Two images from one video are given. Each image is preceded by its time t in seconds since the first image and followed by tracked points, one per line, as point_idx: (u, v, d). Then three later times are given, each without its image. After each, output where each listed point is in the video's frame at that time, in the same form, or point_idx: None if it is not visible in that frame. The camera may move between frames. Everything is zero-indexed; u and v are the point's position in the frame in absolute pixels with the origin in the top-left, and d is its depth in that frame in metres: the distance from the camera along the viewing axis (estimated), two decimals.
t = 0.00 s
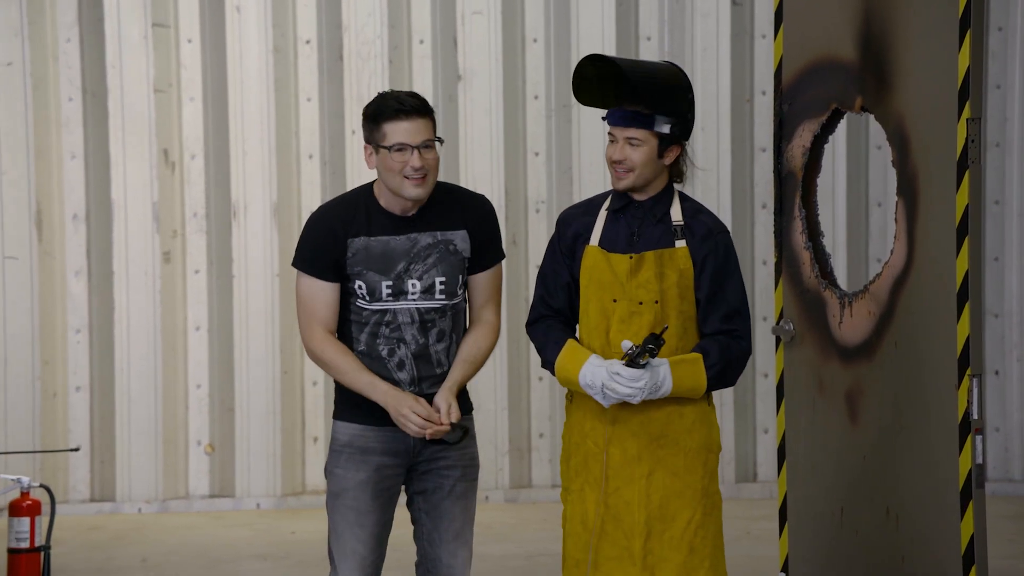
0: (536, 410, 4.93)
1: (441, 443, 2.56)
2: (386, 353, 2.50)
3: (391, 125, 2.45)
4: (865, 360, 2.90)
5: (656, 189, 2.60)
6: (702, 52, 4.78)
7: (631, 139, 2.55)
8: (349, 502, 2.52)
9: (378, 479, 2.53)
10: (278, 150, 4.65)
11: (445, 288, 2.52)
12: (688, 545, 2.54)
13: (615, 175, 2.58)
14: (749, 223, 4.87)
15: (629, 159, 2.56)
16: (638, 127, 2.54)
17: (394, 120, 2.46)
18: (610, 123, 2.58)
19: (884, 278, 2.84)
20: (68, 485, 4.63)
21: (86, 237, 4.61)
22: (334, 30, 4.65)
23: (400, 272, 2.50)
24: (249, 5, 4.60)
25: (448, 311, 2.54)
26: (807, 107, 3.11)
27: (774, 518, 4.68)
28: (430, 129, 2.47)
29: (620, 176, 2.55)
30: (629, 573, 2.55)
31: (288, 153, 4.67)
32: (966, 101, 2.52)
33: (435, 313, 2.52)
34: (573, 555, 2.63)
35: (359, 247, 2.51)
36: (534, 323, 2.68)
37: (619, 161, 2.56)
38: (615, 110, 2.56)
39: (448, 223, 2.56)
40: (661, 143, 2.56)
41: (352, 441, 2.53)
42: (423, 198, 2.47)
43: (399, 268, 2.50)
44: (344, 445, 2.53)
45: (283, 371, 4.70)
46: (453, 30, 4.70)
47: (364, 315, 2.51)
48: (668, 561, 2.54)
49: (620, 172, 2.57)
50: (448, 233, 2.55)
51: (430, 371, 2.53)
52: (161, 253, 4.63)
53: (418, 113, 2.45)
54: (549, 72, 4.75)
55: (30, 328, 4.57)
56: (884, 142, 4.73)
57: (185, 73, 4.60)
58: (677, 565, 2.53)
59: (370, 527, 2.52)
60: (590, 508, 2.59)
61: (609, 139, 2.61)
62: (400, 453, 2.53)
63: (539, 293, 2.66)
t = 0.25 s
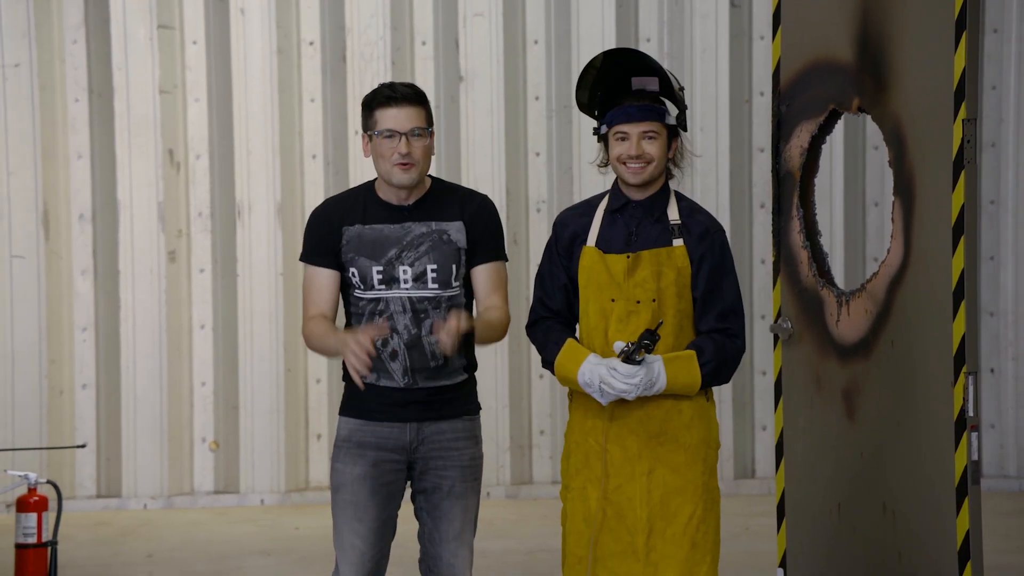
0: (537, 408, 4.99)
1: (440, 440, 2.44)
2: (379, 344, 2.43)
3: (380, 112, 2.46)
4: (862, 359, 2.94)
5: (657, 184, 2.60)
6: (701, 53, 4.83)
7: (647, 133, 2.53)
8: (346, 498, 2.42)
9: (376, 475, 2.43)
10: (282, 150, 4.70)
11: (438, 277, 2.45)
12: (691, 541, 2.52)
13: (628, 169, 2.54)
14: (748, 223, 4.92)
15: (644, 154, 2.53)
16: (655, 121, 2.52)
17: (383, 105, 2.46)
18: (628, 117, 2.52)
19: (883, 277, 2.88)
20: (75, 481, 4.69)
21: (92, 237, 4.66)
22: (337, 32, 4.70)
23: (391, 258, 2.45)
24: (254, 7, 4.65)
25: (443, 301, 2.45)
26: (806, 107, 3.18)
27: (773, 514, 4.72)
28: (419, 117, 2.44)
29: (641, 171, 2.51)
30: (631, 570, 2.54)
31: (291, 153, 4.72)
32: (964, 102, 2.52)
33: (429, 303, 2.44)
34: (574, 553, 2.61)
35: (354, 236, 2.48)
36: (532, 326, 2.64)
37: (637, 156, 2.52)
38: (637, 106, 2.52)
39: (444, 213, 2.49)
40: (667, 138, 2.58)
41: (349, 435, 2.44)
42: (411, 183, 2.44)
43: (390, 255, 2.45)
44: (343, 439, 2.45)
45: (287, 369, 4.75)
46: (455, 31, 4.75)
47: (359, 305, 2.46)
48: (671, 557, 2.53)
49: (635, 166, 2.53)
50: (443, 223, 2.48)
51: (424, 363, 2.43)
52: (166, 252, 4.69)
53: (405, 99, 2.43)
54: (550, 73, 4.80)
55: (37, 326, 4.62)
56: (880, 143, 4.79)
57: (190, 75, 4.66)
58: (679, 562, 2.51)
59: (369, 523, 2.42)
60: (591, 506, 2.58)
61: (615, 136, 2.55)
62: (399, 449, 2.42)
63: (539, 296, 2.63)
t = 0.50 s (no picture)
0: (538, 404, 5.04)
1: (443, 436, 2.44)
2: (383, 337, 2.45)
3: (384, 106, 2.49)
4: (859, 355, 2.91)
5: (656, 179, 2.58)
6: (700, 54, 4.88)
7: (642, 131, 2.50)
8: (350, 493, 2.42)
9: (380, 470, 2.43)
10: (286, 150, 4.76)
11: (440, 268, 2.47)
12: (693, 534, 2.47)
13: (627, 167, 2.51)
14: (747, 222, 4.98)
15: (641, 151, 2.51)
16: (651, 118, 2.50)
17: (387, 100, 2.49)
18: (624, 116, 2.50)
19: (880, 273, 2.83)
20: (82, 476, 4.75)
21: (99, 235, 4.72)
22: (341, 33, 4.76)
23: (394, 250, 2.48)
24: (258, 8, 4.71)
25: (445, 292, 2.47)
26: (802, 107, 3.20)
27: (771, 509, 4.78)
28: (422, 111, 2.47)
29: (639, 169, 2.48)
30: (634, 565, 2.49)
31: (296, 152, 4.77)
32: (959, 102, 2.43)
33: (432, 294, 2.46)
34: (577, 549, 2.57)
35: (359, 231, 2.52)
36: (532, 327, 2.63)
37: (635, 154, 2.50)
38: (632, 103, 2.49)
39: (449, 210, 2.52)
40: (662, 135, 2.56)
41: (353, 430, 2.44)
42: (413, 177, 2.46)
43: (393, 247, 2.48)
44: (347, 435, 2.46)
45: (291, 366, 4.80)
46: (457, 32, 4.81)
47: (364, 298, 2.49)
48: (674, 551, 2.48)
49: (633, 163, 2.51)
50: (447, 217, 2.51)
51: (427, 355, 2.44)
52: (172, 251, 4.74)
53: (408, 94, 2.46)
54: (551, 73, 4.85)
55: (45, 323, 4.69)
56: (878, 143, 4.84)
57: (195, 75, 4.71)
58: (682, 557, 2.46)
59: (371, 518, 2.42)
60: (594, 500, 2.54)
61: (611, 134, 2.53)
62: (401, 444, 2.43)
63: (538, 298, 2.62)
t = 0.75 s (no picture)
0: (540, 400, 5.11)
1: (447, 432, 2.43)
2: (389, 331, 2.44)
3: (391, 105, 2.52)
4: (856, 351, 2.95)
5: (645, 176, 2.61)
6: (700, 54, 4.95)
7: (631, 128, 2.54)
8: (354, 488, 2.41)
9: (384, 465, 2.42)
10: (291, 149, 4.82)
11: (447, 264, 2.45)
12: (691, 525, 2.48)
13: (615, 165, 2.55)
14: (745, 220, 5.05)
15: (630, 148, 2.54)
16: (640, 116, 2.54)
17: (394, 99, 2.52)
18: (613, 113, 2.54)
19: (877, 271, 2.88)
20: (91, 470, 4.82)
21: (107, 233, 4.79)
22: (345, 33, 4.82)
23: (401, 246, 2.46)
24: (264, 9, 4.78)
25: (452, 288, 2.45)
26: (798, 109, 3.26)
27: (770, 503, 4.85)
28: (429, 110, 2.50)
29: (627, 166, 2.52)
30: (634, 557, 2.49)
31: (301, 151, 4.84)
32: (955, 100, 2.50)
33: (438, 290, 2.44)
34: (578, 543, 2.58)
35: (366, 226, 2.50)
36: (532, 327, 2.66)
37: (623, 151, 2.53)
38: (620, 101, 2.53)
39: (456, 208, 2.51)
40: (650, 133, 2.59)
41: (357, 426, 2.43)
42: (420, 173, 2.48)
43: (401, 243, 2.47)
44: (351, 430, 2.44)
45: (296, 362, 4.87)
46: (460, 32, 4.87)
47: (369, 293, 2.47)
48: (672, 543, 2.48)
49: (621, 161, 2.54)
50: (454, 215, 2.49)
51: (433, 351, 2.43)
52: (179, 248, 4.81)
53: (415, 92, 2.50)
54: (553, 73, 4.92)
55: (54, 320, 4.76)
56: (875, 142, 4.90)
57: (202, 75, 4.78)
58: (680, 548, 2.46)
59: (376, 513, 2.42)
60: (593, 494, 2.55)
61: (600, 131, 2.56)
62: (405, 440, 2.41)
63: (536, 300, 2.65)
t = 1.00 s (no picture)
0: (542, 396, 5.19)
1: (447, 428, 2.45)
2: (390, 327, 2.43)
3: (396, 103, 2.53)
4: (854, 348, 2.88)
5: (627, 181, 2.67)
6: (700, 56, 5.02)
7: (616, 134, 2.60)
8: (356, 484, 2.42)
9: (385, 462, 2.44)
10: (298, 149, 4.90)
11: (448, 261, 2.45)
12: (684, 512, 2.57)
13: (599, 170, 2.61)
14: (744, 219, 5.12)
15: (614, 154, 2.60)
16: (625, 123, 2.59)
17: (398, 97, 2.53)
18: (599, 119, 2.58)
19: (874, 268, 2.81)
20: (100, 466, 4.89)
21: (116, 231, 4.86)
22: (350, 35, 4.90)
23: (403, 242, 2.46)
24: (270, 11, 4.85)
25: (453, 284, 2.46)
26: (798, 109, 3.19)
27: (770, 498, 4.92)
28: (434, 108, 2.52)
29: (612, 172, 2.58)
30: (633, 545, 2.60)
31: (307, 151, 4.91)
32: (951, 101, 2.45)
33: (439, 286, 2.45)
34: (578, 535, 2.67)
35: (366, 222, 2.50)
36: (524, 324, 2.72)
37: (608, 156, 2.59)
38: (606, 108, 2.58)
39: (457, 206, 2.52)
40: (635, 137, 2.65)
41: (358, 423, 2.44)
42: (424, 170, 2.49)
43: (402, 239, 2.46)
44: (352, 426, 2.44)
45: (302, 359, 4.94)
46: (464, 34, 4.95)
47: (370, 289, 2.47)
48: (667, 529, 2.56)
49: (605, 166, 2.60)
50: (456, 213, 2.49)
51: (434, 346, 2.43)
52: (187, 247, 4.88)
53: (420, 90, 2.51)
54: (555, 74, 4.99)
55: (64, 317, 4.83)
56: (872, 142, 4.97)
57: (209, 76, 4.85)
58: (677, 535, 2.55)
59: (378, 508, 2.44)
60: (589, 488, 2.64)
61: (586, 137, 2.61)
62: (406, 436, 2.42)
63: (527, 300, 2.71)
